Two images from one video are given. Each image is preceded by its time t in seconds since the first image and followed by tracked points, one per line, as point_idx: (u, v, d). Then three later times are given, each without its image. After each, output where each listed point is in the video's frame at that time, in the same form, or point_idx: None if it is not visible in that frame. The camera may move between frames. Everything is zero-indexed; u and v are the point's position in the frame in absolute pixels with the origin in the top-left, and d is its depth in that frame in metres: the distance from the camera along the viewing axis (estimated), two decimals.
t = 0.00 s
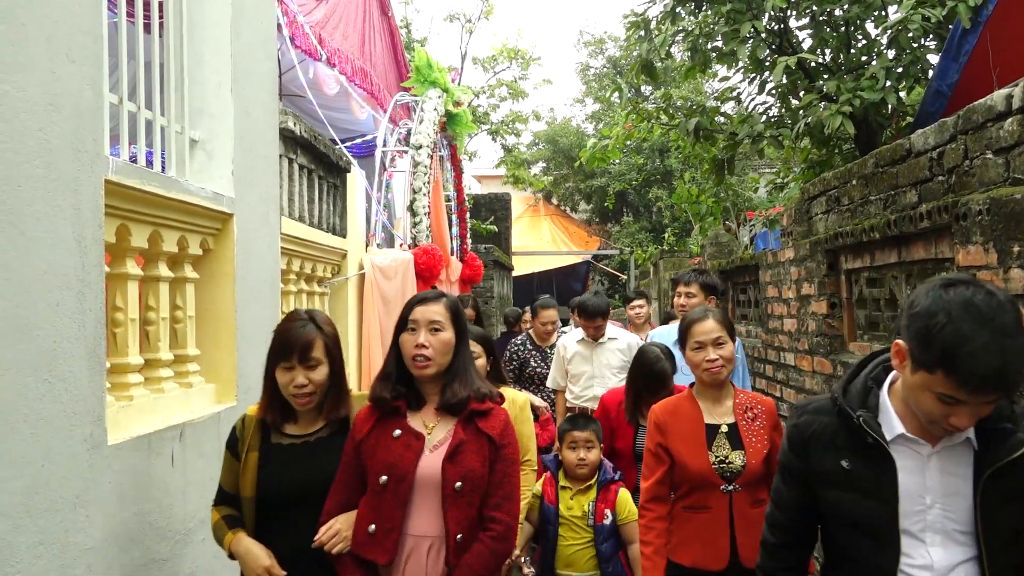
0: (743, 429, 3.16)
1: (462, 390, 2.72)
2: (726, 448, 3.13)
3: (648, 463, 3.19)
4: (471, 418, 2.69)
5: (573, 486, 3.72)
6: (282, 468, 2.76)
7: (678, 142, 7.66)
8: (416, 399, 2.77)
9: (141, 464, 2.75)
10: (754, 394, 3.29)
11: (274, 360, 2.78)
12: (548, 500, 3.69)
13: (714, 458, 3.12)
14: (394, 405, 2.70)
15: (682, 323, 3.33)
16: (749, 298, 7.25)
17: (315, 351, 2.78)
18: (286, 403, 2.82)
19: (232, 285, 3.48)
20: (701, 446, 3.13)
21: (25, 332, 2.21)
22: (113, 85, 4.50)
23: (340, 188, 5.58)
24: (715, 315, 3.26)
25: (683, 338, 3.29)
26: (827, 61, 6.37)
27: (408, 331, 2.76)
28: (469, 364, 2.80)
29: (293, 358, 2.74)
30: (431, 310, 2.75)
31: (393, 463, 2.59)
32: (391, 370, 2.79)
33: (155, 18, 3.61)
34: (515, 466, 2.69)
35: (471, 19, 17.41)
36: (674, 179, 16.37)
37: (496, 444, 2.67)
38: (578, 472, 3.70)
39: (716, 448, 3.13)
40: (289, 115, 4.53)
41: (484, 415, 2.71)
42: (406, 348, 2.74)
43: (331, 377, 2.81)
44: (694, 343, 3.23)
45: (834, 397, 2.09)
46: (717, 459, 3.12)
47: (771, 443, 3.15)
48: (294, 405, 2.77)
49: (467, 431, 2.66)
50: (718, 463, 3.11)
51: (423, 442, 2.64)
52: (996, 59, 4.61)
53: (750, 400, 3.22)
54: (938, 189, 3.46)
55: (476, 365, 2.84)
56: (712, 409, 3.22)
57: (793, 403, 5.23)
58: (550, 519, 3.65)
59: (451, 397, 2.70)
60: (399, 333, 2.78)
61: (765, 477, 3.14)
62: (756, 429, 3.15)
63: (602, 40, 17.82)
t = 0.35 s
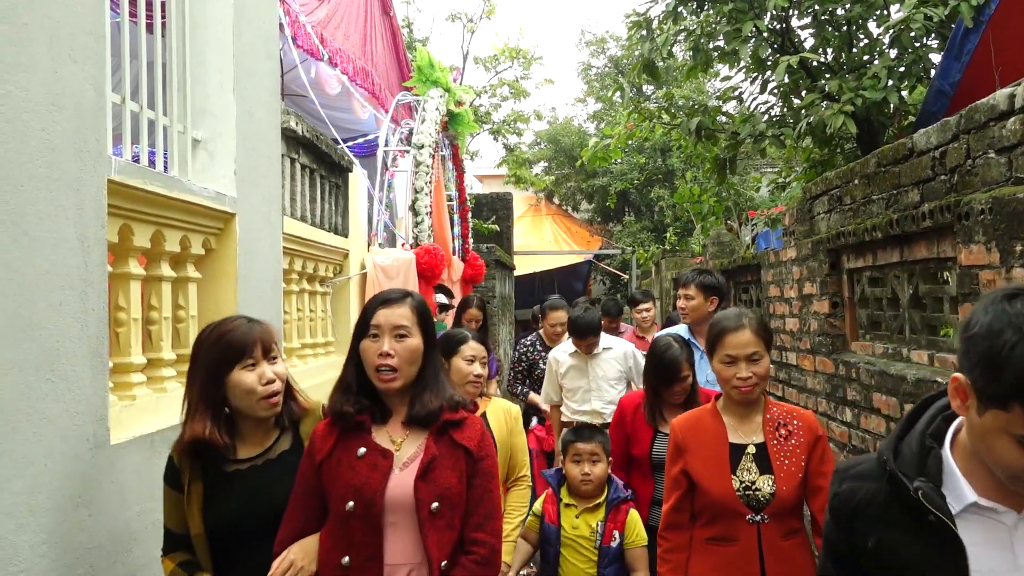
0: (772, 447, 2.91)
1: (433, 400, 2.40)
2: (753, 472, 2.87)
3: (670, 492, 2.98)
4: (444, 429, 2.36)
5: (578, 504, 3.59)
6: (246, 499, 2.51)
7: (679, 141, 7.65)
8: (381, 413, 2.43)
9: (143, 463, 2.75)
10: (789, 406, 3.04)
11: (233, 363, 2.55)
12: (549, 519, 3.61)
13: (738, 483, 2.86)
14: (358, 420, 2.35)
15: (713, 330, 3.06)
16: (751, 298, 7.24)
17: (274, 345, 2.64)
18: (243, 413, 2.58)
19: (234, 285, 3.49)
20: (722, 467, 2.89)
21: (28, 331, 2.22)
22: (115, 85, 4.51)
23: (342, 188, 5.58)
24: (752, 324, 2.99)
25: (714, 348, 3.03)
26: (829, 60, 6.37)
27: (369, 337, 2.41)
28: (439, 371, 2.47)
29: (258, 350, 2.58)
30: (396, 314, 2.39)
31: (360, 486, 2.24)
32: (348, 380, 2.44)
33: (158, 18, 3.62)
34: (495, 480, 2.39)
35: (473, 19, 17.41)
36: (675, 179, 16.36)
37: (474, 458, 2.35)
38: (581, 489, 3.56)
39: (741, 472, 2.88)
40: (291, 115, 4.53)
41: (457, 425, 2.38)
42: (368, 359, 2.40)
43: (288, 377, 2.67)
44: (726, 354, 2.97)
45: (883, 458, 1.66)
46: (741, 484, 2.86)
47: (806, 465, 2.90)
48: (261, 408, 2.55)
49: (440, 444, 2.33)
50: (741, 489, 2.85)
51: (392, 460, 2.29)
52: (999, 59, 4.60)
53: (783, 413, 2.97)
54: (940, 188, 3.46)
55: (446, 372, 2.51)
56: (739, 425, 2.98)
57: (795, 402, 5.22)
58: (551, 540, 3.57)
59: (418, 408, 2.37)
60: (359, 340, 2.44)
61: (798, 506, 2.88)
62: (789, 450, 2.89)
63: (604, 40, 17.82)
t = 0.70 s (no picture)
0: (788, 473, 2.42)
1: (412, 422, 2.05)
2: (770, 503, 2.39)
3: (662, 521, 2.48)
4: (423, 457, 2.01)
5: (566, 536, 3.25)
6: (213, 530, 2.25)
7: (676, 140, 7.66)
8: (351, 435, 2.10)
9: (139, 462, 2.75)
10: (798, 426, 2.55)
11: (187, 372, 2.28)
12: (534, 546, 3.28)
13: (752, 517, 2.37)
14: (321, 445, 2.04)
15: (722, 338, 2.49)
16: (747, 296, 7.24)
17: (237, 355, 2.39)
18: (197, 433, 2.31)
19: (230, 285, 3.49)
20: (728, 495, 2.40)
21: (24, 330, 2.22)
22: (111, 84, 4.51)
23: (338, 187, 5.57)
24: (770, 337, 2.43)
25: (720, 360, 2.48)
26: (824, 59, 6.38)
27: (336, 348, 2.09)
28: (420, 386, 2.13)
29: (216, 358, 2.31)
30: (368, 319, 2.07)
31: (320, 524, 1.92)
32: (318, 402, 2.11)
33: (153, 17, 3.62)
34: (483, 519, 2.01)
35: (469, 18, 17.39)
36: (671, 178, 16.37)
37: (457, 491, 1.99)
38: (569, 517, 3.23)
39: (756, 502, 2.39)
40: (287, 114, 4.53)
41: (439, 452, 2.02)
42: (335, 372, 2.07)
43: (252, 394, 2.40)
44: (736, 370, 2.43)
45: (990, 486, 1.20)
46: (756, 517, 2.37)
47: (827, 495, 2.40)
48: (218, 425, 2.28)
49: (416, 476, 1.98)
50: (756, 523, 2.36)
51: (359, 493, 1.97)
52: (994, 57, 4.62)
53: (795, 435, 2.48)
54: (936, 186, 3.47)
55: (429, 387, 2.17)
56: (747, 450, 2.47)
57: (791, 400, 5.23)
58: (534, 569, 3.23)
59: (396, 430, 2.03)
60: (325, 351, 2.11)
61: (819, 543, 2.41)
62: (807, 476, 2.41)
63: (600, 39, 17.83)
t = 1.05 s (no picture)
0: (842, 523, 2.02)
1: (388, 466, 1.77)
2: (819, 560, 1.98)
3: (683, 572, 2.07)
4: (399, 507, 1.74)
5: (550, 558, 3.16)
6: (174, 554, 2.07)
7: (664, 143, 7.67)
8: (308, 479, 1.79)
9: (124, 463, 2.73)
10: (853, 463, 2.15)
11: (106, 400, 1.97)
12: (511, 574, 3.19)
13: None
14: (272, 491, 1.72)
15: (752, 352, 2.16)
16: (735, 298, 7.26)
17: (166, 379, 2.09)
18: (113, 473, 2.00)
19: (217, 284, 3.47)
20: (770, 554, 1.97)
21: (8, 330, 2.19)
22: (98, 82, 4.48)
23: (327, 187, 5.55)
24: (809, 347, 2.10)
25: (751, 379, 2.13)
26: (812, 63, 6.40)
27: (286, 377, 1.76)
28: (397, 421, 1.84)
29: (139, 387, 2.00)
30: (324, 342, 1.74)
31: None
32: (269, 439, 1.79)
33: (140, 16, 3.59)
34: None
35: (459, 19, 17.39)
36: (660, 180, 16.41)
37: (437, 547, 1.74)
38: (551, 538, 3.16)
39: (802, 561, 1.98)
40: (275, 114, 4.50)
41: (416, 502, 1.76)
42: (286, 407, 1.73)
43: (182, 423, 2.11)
44: (769, 387, 2.07)
45: None
46: None
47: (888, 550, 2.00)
48: (135, 465, 1.98)
49: (391, 531, 1.71)
50: None
51: (317, 551, 1.65)
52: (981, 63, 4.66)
53: (852, 477, 2.08)
54: (923, 190, 3.49)
55: (406, 421, 1.88)
56: (793, 491, 2.08)
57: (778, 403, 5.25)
58: None
59: (365, 476, 1.74)
60: (273, 383, 1.78)
61: None
62: (863, 526, 2.01)
63: (589, 41, 17.86)
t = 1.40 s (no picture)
0: None
1: (333, 508, 1.65)
2: None
3: None
4: (352, 553, 1.63)
5: None
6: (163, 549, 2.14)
7: (661, 141, 7.66)
8: (228, 521, 1.67)
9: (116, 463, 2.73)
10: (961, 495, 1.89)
11: None
12: None
13: None
14: (181, 542, 1.56)
15: (844, 353, 1.89)
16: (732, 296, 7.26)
17: (54, 407, 1.76)
18: None
19: (213, 283, 3.45)
20: None
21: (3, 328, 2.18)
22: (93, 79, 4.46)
23: (323, 185, 5.53)
24: (914, 352, 1.83)
25: (842, 384, 1.87)
26: (809, 61, 6.38)
27: (190, 401, 1.62)
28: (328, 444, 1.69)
29: (16, 416, 1.69)
30: (237, 356, 1.60)
31: None
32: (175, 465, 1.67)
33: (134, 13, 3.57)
34: None
35: (455, 17, 17.36)
36: (656, 178, 16.42)
37: None
38: None
39: None
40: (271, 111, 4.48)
41: (372, 545, 1.64)
42: (194, 435, 1.59)
43: (74, 458, 1.80)
44: (864, 398, 1.81)
45: None
46: None
47: None
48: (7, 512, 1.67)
49: None
50: None
51: None
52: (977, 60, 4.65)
53: (965, 518, 1.82)
54: (921, 187, 3.48)
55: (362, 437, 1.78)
56: (891, 538, 1.83)
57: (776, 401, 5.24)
58: None
59: (301, 521, 1.62)
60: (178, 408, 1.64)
61: None
62: None
63: (586, 39, 17.85)
